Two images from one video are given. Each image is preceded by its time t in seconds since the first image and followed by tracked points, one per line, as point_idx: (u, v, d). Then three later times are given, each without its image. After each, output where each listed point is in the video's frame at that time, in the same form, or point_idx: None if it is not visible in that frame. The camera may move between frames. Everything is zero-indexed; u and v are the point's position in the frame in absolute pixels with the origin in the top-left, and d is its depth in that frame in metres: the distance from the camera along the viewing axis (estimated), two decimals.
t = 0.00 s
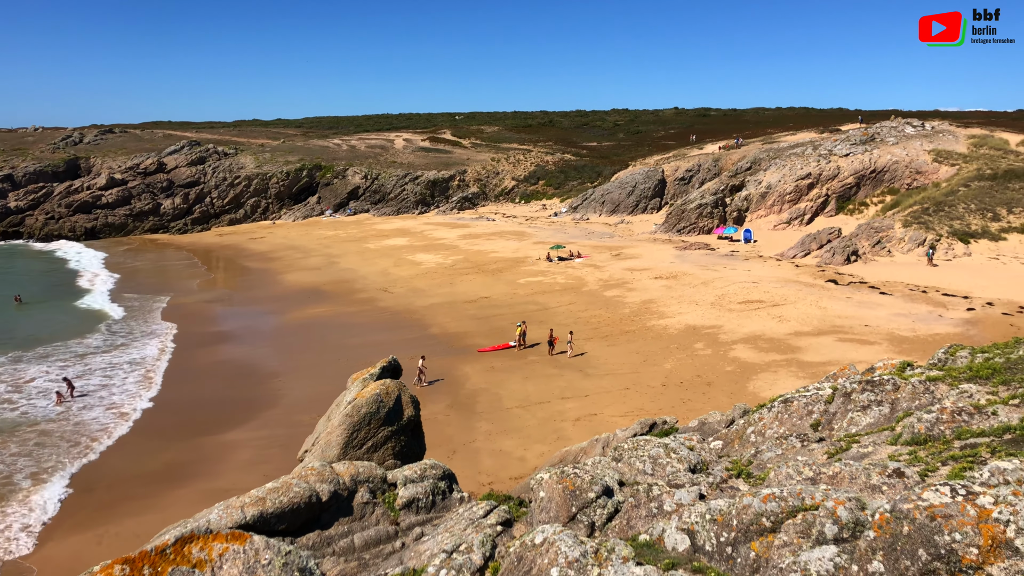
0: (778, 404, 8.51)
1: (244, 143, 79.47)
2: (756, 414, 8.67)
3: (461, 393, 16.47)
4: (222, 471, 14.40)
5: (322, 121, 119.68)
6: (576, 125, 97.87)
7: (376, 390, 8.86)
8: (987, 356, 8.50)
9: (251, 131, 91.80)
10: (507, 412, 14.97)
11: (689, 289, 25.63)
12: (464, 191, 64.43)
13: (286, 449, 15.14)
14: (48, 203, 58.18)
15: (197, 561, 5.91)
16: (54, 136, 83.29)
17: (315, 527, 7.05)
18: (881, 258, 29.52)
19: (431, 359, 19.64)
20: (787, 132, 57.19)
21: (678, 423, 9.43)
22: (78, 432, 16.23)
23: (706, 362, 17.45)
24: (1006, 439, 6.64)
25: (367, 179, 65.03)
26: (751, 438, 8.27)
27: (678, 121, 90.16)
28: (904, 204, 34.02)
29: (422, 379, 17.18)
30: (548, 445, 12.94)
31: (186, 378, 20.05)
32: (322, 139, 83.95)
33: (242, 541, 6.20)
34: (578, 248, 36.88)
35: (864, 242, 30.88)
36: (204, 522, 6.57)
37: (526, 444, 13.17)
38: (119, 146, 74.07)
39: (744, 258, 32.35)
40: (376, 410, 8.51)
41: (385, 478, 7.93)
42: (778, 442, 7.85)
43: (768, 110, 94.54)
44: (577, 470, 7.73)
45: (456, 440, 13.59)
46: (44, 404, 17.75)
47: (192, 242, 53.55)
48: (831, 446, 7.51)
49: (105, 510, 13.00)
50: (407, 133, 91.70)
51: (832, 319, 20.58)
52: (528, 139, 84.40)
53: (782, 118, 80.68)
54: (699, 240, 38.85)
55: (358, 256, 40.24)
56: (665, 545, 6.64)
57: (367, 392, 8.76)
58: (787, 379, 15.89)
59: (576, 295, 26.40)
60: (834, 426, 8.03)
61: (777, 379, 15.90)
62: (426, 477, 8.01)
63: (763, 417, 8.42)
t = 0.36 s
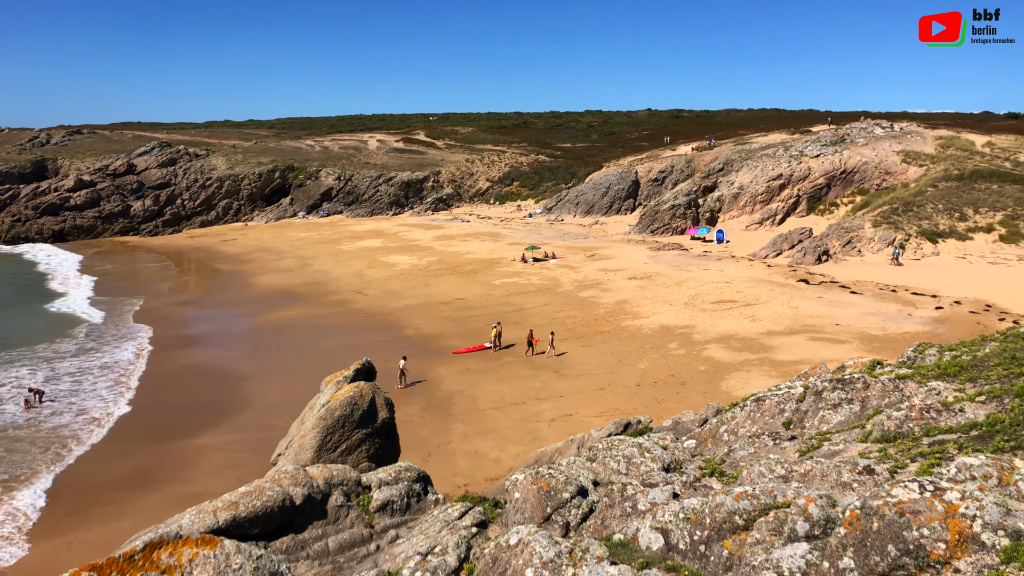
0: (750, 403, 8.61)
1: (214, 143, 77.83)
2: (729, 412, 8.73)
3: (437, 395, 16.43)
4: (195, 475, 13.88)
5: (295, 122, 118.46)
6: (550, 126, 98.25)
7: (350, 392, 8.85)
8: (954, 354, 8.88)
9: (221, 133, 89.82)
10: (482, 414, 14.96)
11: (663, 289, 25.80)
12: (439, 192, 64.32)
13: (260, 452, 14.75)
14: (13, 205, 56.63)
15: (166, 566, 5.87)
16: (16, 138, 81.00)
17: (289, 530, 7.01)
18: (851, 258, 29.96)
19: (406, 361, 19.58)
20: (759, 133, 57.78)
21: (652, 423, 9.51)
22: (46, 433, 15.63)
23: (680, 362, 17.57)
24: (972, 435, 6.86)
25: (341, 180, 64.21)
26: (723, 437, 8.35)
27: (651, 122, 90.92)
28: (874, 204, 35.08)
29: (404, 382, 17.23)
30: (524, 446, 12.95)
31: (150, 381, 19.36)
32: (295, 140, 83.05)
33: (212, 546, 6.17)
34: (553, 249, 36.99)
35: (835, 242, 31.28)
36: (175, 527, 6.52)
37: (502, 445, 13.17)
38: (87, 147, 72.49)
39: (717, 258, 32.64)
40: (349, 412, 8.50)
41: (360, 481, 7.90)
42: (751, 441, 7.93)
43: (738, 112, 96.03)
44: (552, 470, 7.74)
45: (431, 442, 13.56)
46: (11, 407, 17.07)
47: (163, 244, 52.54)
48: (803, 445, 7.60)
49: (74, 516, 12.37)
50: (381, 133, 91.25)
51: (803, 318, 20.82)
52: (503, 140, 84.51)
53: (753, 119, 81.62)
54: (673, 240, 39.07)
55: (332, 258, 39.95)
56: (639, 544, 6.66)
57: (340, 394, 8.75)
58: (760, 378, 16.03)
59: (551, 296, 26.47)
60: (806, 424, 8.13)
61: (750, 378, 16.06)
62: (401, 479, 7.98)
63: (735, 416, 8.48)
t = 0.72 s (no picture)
0: (723, 403, 8.69)
1: (184, 144, 76.26)
2: (703, 412, 8.81)
3: (412, 397, 16.37)
4: (167, 480, 13.63)
5: (268, 123, 117.21)
6: (525, 127, 98.59)
7: (323, 396, 8.82)
8: (923, 352, 9.14)
9: (192, 134, 88.26)
10: (458, 415, 14.94)
11: (637, 290, 25.95)
12: (413, 194, 64.24)
13: (233, 456, 14.49)
14: None
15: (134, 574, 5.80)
16: None
17: (262, 535, 6.95)
18: (823, 258, 30.39)
19: (381, 363, 19.49)
20: (731, 135, 58.41)
21: (627, 423, 9.59)
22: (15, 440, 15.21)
23: (655, 362, 17.69)
24: (941, 432, 7.02)
25: (314, 182, 63.34)
26: (697, 436, 8.42)
27: (625, 124, 91.68)
28: (845, 205, 35.42)
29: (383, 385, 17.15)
30: (499, 448, 12.95)
31: (120, 386, 18.97)
32: (267, 142, 81.92)
33: (181, 552, 6.10)
34: (528, 250, 37.07)
35: (807, 242, 31.67)
36: (144, 533, 6.43)
37: (477, 447, 13.17)
38: (54, 149, 70.80)
39: (690, 259, 32.88)
40: (323, 416, 8.48)
41: (334, 484, 7.87)
42: (724, 440, 8.00)
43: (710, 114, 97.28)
44: (527, 471, 7.74)
45: (406, 444, 13.51)
46: None
47: (134, 246, 51.55)
48: (776, 443, 7.67)
49: (40, 525, 11.99)
50: (356, 135, 90.71)
51: (775, 318, 21.07)
52: (478, 141, 84.68)
53: (725, 121, 82.52)
54: (647, 241, 39.26)
55: (305, 260, 39.63)
56: (613, 544, 6.67)
57: (314, 398, 8.71)
58: (733, 377, 16.16)
59: (526, 297, 26.53)
60: (779, 423, 8.22)
61: (723, 377, 16.19)
62: (375, 483, 7.96)
63: (709, 415, 8.56)
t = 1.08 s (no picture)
0: (697, 404, 8.77)
1: (156, 146, 74.84)
2: (678, 413, 8.88)
3: (388, 400, 16.29)
4: (140, 487, 13.41)
5: (241, 124, 115.81)
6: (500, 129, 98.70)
7: (298, 399, 8.78)
8: (894, 351, 9.32)
9: (165, 136, 86.81)
10: (434, 418, 14.90)
11: (612, 292, 26.07)
12: (388, 196, 63.91)
13: (208, 460, 14.32)
14: None
15: None
16: None
17: (236, 540, 6.89)
18: (796, 258, 30.77)
19: (356, 367, 19.38)
20: (704, 137, 58.95)
21: (603, 424, 9.68)
22: None
23: (631, 363, 17.78)
24: (911, 431, 7.14)
25: (288, 184, 62.60)
26: (672, 437, 8.49)
27: (600, 127, 92.30)
28: (817, 207, 35.62)
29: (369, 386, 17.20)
30: (476, 450, 12.94)
31: (93, 391, 18.66)
32: (240, 143, 80.88)
33: (151, 558, 6.05)
34: (503, 252, 37.06)
35: (780, 243, 32.02)
36: (115, 539, 6.34)
37: (454, 449, 13.15)
38: (20, 152, 69.02)
39: (665, 260, 33.08)
40: (298, 419, 8.44)
41: (309, 488, 7.85)
42: (698, 441, 8.07)
43: (683, 115, 98.23)
44: (503, 473, 7.75)
45: (383, 447, 13.45)
46: None
47: (105, 249, 50.52)
48: (750, 443, 7.73)
49: (9, 534, 11.74)
50: (330, 137, 90.02)
51: (749, 318, 21.29)
52: (454, 143, 84.71)
53: (697, 123, 83.60)
54: (622, 243, 39.41)
55: (280, 262, 39.25)
56: (589, 545, 6.68)
57: (288, 401, 8.67)
58: (707, 377, 16.28)
59: (502, 299, 26.55)
60: (752, 423, 8.29)
61: (699, 378, 16.30)
62: (351, 486, 7.93)
63: (684, 416, 8.64)
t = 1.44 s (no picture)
0: (673, 405, 8.87)
1: (129, 147, 73.59)
2: (654, 413, 8.97)
3: (365, 403, 16.24)
4: (113, 492, 13.22)
5: (215, 126, 114.46)
6: (477, 131, 98.77)
7: (273, 402, 8.74)
8: (867, 351, 9.50)
9: (137, 137, 85.42)
10: (412, 420, 14.88)
11: (589, 293, 26.17)
12: (364, 198, 63.32)
13: (183, 465, 14.17)
14: None
15: None
16: None
17: (211, 545, 6.84)
18: (771, 259, 31.08)
19: (332, 369, 19.31)
20: (680, 139, 59.38)
21: (580, 425, 9.77)
22: None
23: (608, 364, 17.85)
24: (883, 429, 7.24)
25: (263, 186, 62.08)
26: (649, 437, 8.56)
27: (577, 128, 92.75)
28: (791, 207, 35.77)
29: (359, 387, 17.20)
30: (453, 452, 12.94)
31: (66, 397, 18.38)
32: (215, 145, 80.04)
33: (122, 564, 6.02)
34: (481, 255, 37.06)
35: (755, 245, 32.34)
36: (86, 545, 6.26)
37: (432, 451, 13.14)
38: None
39: (641, 262, 33.24)
40: (273, 423, 8.42)
41: (285, 492, 7.81)
42: (674, 441, 8.14)
43: (659, 118, 98.93)
44: (481, 475, 7.76)
45: (360, 450, 13.41)
46: None
47: (78, 251, 49.65)
48: (725, 443, 7.80)
49: None
50: (307, 138, 89.40)
51: (724, 319, 21.46)
52: (431, 145, 84.59)
53: (673, 125, 84.29)
54: (600, 244, 39.54)
55: (256, 265, 38.94)
56: (566, 547, 6.69)
57: (264, 405, 8.64)
58: (684, 378, 16.38)
59: (480, 301, 26.57)
60: (727, 423, 8.39)
61: (675, 378, 16.40)
62: (328, 490, 7.90)
63: (660, 416, 8.73)
